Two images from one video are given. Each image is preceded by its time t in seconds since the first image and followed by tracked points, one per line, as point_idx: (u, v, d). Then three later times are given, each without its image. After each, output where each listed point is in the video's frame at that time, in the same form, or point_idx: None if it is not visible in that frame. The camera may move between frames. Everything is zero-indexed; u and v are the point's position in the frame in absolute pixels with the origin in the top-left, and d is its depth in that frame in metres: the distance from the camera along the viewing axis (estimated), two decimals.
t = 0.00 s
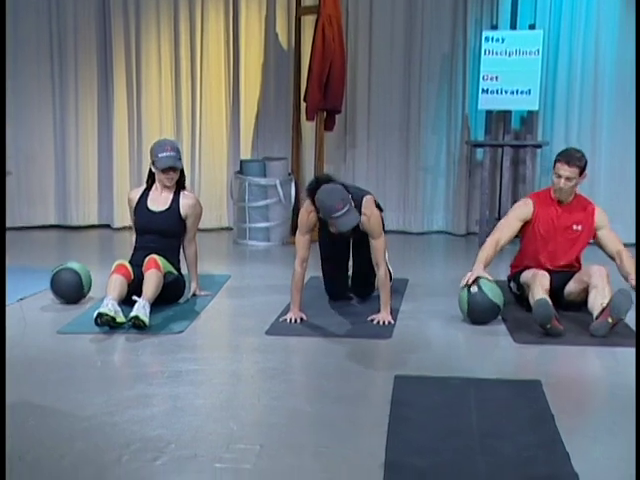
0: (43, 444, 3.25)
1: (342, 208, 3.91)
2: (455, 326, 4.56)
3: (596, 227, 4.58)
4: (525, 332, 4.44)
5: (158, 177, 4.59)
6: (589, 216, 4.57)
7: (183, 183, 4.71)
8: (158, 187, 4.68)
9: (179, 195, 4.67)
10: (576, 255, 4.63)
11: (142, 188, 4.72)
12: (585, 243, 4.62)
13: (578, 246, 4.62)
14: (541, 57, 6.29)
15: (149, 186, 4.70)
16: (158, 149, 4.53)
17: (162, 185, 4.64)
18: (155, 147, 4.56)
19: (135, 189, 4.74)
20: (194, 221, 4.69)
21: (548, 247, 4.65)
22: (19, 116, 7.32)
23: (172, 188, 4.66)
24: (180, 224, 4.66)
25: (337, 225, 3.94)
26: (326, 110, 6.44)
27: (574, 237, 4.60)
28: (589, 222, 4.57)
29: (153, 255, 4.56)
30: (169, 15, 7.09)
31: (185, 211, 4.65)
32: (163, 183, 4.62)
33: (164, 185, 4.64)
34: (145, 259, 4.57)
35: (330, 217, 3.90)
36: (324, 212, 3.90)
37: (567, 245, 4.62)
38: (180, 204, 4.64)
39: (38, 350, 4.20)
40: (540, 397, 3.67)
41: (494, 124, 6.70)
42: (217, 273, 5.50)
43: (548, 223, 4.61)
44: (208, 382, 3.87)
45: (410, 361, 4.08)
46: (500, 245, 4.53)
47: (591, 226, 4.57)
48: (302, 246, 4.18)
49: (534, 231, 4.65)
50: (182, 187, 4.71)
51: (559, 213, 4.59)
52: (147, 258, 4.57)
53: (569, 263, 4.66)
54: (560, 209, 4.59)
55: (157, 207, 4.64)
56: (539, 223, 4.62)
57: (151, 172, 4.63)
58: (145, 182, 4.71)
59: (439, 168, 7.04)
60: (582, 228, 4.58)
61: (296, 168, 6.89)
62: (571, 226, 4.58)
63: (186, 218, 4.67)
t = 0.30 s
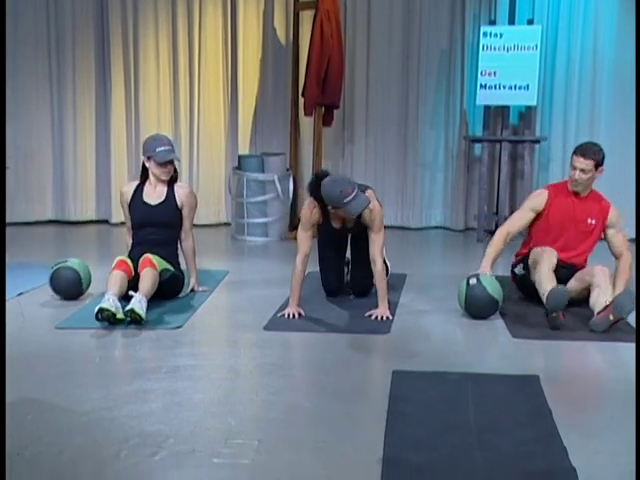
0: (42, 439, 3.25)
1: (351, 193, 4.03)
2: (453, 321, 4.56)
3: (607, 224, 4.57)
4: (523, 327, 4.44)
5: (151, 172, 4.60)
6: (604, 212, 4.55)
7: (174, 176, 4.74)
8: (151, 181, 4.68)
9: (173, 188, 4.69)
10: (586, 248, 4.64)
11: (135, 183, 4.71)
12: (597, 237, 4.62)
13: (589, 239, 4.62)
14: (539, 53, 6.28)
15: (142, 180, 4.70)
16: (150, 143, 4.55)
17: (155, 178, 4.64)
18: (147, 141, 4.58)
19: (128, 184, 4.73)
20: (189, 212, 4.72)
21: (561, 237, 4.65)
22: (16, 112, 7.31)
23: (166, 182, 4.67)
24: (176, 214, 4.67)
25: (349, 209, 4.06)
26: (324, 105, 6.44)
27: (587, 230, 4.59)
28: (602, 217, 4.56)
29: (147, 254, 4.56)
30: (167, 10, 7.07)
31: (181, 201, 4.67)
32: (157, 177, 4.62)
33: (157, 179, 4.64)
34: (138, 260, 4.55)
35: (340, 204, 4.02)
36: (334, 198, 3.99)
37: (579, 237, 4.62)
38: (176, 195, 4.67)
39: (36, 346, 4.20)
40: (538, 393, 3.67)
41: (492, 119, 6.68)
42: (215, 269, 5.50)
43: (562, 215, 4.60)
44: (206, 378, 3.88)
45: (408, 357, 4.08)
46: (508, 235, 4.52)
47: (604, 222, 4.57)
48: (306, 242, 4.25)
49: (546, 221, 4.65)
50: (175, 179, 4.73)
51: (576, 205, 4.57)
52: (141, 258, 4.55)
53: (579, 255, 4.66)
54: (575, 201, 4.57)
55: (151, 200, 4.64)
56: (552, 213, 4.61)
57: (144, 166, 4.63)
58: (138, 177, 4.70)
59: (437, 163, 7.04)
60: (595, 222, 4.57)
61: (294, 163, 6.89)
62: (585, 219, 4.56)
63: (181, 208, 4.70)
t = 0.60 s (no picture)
0: (40, 438, 3.24)
1: (353, 182, 4.07)
2: (453, 319, 4.55)
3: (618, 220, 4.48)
4: (523, 325, 4.43)
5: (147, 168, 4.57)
6: (611, 208, 4.50)
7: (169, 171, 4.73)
8: (147, 177, 4.65)
9: (169, 182, 4.68)
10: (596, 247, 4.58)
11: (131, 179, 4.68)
12: (607, 235, 4.55)
13: (598, 238, 4.57)
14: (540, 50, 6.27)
15: (137, 176, 4.66)
16: (145, 140, 4.56)
17: (151, 174, 4.62)
18: (142, 140, 4.58)
19: (124, 180, 4.70)
20: (187, 206, 4.72)
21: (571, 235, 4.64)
22: (14, 111, 7.30)
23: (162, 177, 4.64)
24: (174, 209, 4.67)
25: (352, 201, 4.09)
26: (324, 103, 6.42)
27: (595, 227, 4.55)
28: (609, 213, 4.51)
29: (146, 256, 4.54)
30: (166, 8, 7.06)
31: (179, 194, 4.67)
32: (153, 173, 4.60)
33: (154, 174, 4.61)
34: (137, 261, 4.53)
35: (344, 193, 4.04)
36: (338, 188, 4.02)
37: (587, 235, 4.59)
38: (173, 189, 4.67)
39: (36, 344, 4.19)
40: (538, 391, 3.66)
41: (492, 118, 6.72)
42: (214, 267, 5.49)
43: (569, 211, 4.63)
44: (205, 376, 3.87)
45: (408, 355, 4.07)
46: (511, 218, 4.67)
47: (612, 217, 4.50)
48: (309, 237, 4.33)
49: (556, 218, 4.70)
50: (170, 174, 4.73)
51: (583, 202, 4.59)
52: (140, 259, 4.53)
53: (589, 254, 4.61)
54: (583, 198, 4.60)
55: (150, 195, 4.62)
56: (561, 210, 4.67)
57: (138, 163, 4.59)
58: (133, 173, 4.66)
59: (437, 162, 7.03)
60: (602, 218, 4.53)
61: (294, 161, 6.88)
62: (591, 215, 4.55)
63: (179, 203, 4.69)
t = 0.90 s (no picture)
0: (33, 439, 3.17)
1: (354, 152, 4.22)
2: (455, 317, 4.47)
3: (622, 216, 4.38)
4: (526, 323, 4.35)
5: (146, 162, 4.51)
6: (615, 205, 4.39)
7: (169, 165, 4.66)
8: (145, 172, 4.59)
9: (168, 177, 4.61)
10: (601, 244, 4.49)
11: (129, 174, 4.61)
12: (612, 231, 4.44)
13: (603, 234, 4.47)
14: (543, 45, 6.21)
15: (135, 171, 4.60)
16: (142, 135, 4.51)
17: (150, 168, 4.55)
18: (139, 135, 4.53)
19: (122, 174, 4.64)
20: (186, 201, 4.63)
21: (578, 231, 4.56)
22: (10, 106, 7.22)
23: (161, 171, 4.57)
24: (173, 203, 4.59)
25: (352, 171, 4.22)
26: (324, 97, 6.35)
27: (601, 223, 4.46)
28: (614, 210, 4.40)
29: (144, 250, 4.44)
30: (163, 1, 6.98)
31: (178, 188, 4.60)
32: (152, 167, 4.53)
33: (152, 168, 4.54)
34: (134, 255, 4.44)
35: (345, 162, 4.19)
36: (337, 158, 4.20)
37: (592, 232, 4.50)
38: (172, 183, 4.60)
39: (31, 343, 4.11)
40: (543, 390, 3.59)
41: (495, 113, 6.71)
42: (212, 264, 5.40)
43: (574, 206, 4.54)
44: (203, 376, 3.79)
45: (410, 354, 4.00)
46: (524, 204, 4.55)
47: (617, 214, 4.40)
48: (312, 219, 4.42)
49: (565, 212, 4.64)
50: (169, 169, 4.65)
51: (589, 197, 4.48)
52: (137, 253, 4.44)
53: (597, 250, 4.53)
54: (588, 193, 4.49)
55: (149, 188, 4.56)
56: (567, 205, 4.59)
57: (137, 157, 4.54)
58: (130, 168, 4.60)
59: (439, 157, 6.94)
60: (605, 214, 4.43)
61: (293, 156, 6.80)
62: (594, 211, 4.46)
63: (178, 197, 4.62)
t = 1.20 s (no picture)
0: (24, 442, 3.07)
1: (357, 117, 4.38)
2: (457, 317, 4.37)
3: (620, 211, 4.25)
4: (530, 323, 4.25)
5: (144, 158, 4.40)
6: (612, 202, 4.27)
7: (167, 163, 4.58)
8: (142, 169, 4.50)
9: (166, 174, 4.53)
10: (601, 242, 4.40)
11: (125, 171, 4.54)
12: (610, 230, 4.33)
13: (601, 233, 4.37)
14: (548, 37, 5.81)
15: (131, 169, 4.52)
16: (139, 132, 4.39)
17: (147, 165, 4.45)
18: (136, 132, 4.44)
19: (117, 171, 4.56)
20: (183, 199, 4.52)
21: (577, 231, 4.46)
22: None
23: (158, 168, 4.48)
24: (170, 200, 4.49)
25: (357, 133, 4.34)
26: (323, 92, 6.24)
27: (599, 222, 4.34)
28: (610, 208, 4.28)
29: (136, 246, 4.32)
30: None
31: (175, 185, 4.50)
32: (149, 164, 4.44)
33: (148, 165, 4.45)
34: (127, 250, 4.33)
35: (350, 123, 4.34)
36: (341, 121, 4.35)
37: (591, 231, 4.40)
38: (170, 180, 4.51)
39: (23, 344, 4.01)
40: (547, 392, 3.49)
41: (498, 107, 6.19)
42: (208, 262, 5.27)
43: (572, 206, 4.43)
44: (199, 377, 3.69)
45: (411, 355, 3.90)
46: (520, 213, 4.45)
47: (613, 212, 4.27)
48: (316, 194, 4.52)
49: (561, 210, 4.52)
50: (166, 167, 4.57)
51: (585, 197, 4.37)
52: (130, 248, 4.32)
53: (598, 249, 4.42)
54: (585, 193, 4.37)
55: (146, 184, 4.48)
56: (564, 203, 4.47)
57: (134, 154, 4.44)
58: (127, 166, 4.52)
59: (440, 154, 6.73)
60: (603, 214, 4.31)
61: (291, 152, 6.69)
62: (592, 212, 4.34)
63: (175, 194, 4.51)
